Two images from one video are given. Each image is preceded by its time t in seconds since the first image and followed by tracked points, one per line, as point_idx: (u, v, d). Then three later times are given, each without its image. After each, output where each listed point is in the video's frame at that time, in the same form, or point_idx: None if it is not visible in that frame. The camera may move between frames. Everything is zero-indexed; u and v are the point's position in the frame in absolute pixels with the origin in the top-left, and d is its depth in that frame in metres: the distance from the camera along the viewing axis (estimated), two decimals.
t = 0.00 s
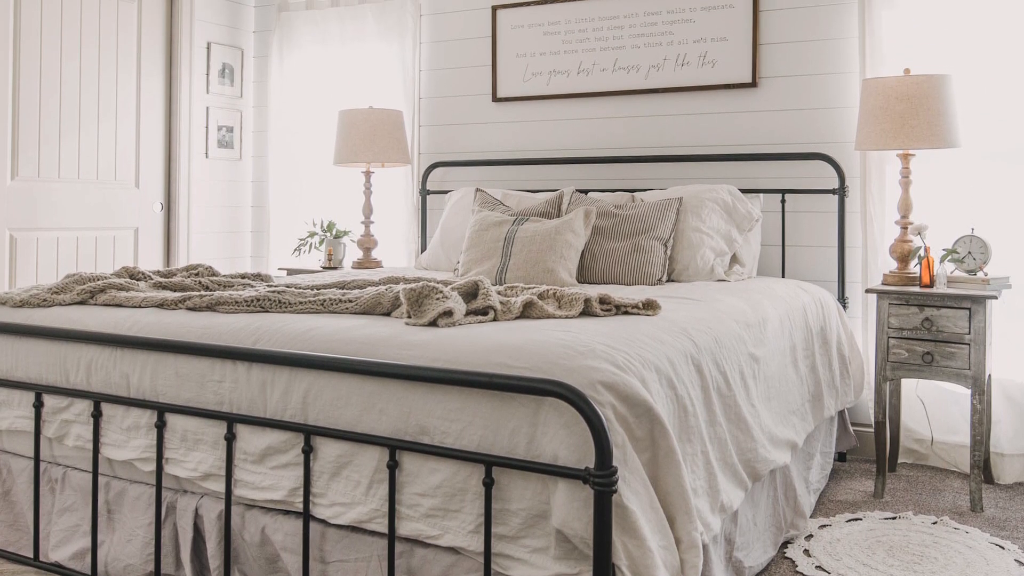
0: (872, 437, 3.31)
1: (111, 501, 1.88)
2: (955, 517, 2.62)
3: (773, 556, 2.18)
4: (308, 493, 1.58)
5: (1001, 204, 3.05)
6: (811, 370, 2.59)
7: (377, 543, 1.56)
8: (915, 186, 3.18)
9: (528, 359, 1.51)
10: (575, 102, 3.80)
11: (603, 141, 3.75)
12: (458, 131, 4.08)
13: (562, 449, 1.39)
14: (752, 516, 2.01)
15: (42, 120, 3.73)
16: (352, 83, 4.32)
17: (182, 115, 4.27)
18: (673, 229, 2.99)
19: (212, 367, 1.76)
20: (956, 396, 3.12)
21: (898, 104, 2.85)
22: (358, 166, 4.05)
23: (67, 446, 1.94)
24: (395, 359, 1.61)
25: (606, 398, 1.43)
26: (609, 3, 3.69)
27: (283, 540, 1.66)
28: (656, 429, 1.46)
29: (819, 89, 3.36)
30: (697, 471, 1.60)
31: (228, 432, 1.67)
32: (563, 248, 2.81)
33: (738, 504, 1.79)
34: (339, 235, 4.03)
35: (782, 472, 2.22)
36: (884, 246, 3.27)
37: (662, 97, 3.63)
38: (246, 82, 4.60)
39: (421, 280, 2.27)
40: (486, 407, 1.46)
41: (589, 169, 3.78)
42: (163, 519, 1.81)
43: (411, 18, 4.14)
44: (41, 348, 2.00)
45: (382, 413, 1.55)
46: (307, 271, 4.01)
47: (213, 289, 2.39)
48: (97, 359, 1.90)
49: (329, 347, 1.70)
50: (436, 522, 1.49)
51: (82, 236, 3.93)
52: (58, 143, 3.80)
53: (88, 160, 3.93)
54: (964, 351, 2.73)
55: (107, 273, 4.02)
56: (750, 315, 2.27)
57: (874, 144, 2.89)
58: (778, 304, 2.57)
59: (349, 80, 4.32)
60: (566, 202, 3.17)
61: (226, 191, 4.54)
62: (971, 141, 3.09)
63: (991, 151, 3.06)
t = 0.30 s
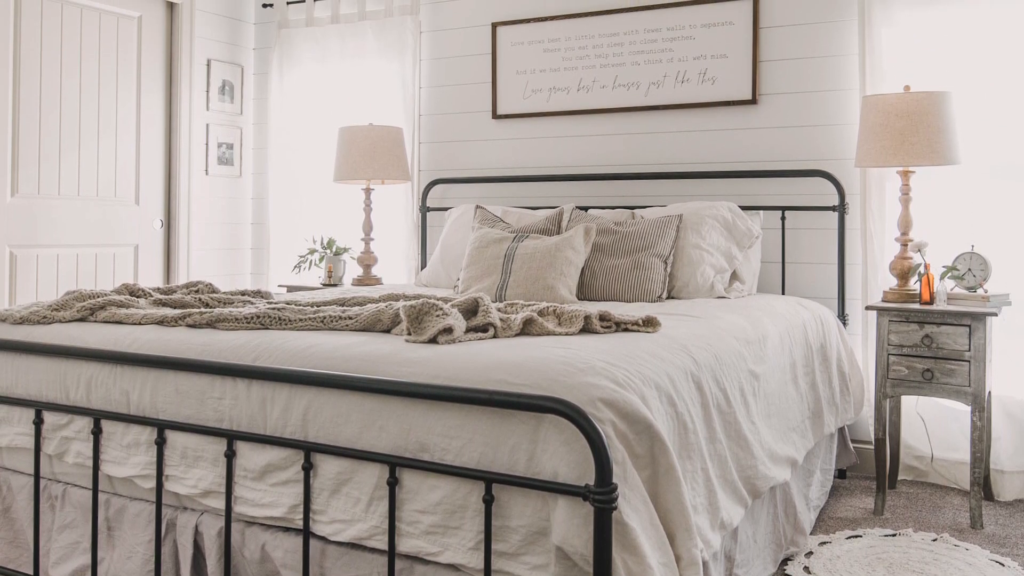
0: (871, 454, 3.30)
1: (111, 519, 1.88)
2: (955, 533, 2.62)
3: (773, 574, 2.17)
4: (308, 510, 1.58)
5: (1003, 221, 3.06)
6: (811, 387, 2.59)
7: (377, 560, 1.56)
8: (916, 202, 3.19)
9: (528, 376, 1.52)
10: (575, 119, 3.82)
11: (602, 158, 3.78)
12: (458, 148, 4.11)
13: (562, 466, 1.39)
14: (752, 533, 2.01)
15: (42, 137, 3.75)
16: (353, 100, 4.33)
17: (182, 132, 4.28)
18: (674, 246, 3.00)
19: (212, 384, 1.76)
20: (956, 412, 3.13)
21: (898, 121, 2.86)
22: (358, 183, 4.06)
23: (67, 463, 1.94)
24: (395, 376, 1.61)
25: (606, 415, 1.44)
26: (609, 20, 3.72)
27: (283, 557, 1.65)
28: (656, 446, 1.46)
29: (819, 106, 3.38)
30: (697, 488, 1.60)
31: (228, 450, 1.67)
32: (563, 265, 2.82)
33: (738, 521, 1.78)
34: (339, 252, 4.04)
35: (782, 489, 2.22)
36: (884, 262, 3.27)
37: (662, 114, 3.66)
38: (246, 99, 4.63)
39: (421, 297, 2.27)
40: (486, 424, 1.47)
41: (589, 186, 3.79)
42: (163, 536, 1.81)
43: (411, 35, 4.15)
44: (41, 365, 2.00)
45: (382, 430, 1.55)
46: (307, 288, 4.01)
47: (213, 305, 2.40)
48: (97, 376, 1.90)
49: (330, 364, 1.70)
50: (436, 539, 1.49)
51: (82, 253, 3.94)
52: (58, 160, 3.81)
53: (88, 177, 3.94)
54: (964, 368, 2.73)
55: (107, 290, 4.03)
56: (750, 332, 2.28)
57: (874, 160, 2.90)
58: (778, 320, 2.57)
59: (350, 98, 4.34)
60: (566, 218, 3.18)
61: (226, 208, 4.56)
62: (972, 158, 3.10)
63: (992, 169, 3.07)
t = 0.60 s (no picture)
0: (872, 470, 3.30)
1: (111, 536, 1.87)
2: (956, 550, 2.61)
3: None
4: (308, 527, 1.58)
5: (1003, 238, 3.07)
6: (811, 404, 2.59)
7: None
8: (916, 219, 3.20)
9: (527, 393, 1.52)
10: (575, 136, 3.85)
11: (603, 175, 3.79)
12: (457, 165, 4.14)
13: (562, 483, 1.39)
14: (752, 550, 2.00)
15: (42, 154, 3.76)
16: (353, 117, 4.35)
17: (182, 149, 4.30)
18: (674, 263, 3.01)
19: (212, 401, 1.76)
20: (956, 429, 3.12)
21: (898, 137, 2.88)
22: (358, 200, 4.08)
23: (67, 480, 1.94)
24: (396, 393, 1.61)
25: (606, 432, 1.44)
26: (609, 37, 3.74)
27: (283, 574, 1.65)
28: (656, 463, 1.46)
29: (819, 122, 3.39)
30: (697, 505, 1.59)
31: (228, 467, 1.67)
32: (563, 282, 2.82)
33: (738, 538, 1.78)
34: (339, 269, 4.05)
35: (782, 506, 2.22)
36: (885, 279, 3.28)
37: (661, 131, 3.68)
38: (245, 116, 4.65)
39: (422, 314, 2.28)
40: (486, 440, 1.47)
41: (589, 204, 3.81)
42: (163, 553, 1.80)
43: (411, 52, 4.17)
44: (41, 382, 2.00)
45: (382, 447, 1.55)
46: (307, 305, 4.02)
47: (213, 322, 2.40)
48: (97, 393, 1.90)
49: (330, 380, 1.70)
50: (436, 556, 1.48)
51: (83, 270, 3.95)
52: (58, 178, 3.83)
53: (88, 193, 3.95)
54: (964, 385, 2.73)
55: (107, 307, 4.04)
56: (750, 349, 2.28)
57: (874, 177, 2.92)
58: (778, 337, 2.58)
59: (349, 114, 4.36)
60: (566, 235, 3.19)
61: (226, 225, 4.58)
62: (973, 175, 3.10)
63: (993, 186, 3.07)
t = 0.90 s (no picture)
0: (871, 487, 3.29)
1: (111, 553, 1.87)
2: (956, 568, 2.60)
3: None
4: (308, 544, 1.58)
5: (1002, 256, 3.08)
6: (811, 422, 2.59)
7: None
8: (916, 236, 3.21)
9: (528, 410, 1.52)
10: (575, 153, 3.87)
11: (603, 192, 3.81)
12: (456, 182, 4.16)
13: (562, 500, 1.39)
14: (752, 567, 1.99)
15: (42, 171, 3.77)
16: (354, 134, 4.37)
17: (182, 166, 4.32)
18: (674, 280, 3.01)
19: (212, 418, 1.77)
20: (956, 446, 3.12)
21: (898, 154, 2.90)
22: (358, 217, 4.09)
23: (67, 497, 1.93)
24: (396, 409, 1.61)
25: (606, 449, 1.44)
26: (609, 54, 3.77)
27: None
28: (657, 480, 1.47)
29: (819, 139, 3.41)
30: (697, 523, 1.59)
31: (228, 484, 1.67)
32: (563, 300, 2.83)
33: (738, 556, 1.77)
34: (339, 286, 4.06)
35: (782, 523, 2.21)
36: (885, 296, 3.28)
37: (661, 148, 3.70)
38: (246, 133, 4.68)
39: (422, 331, 2.28)
40: (486, 457, 1.47)
41: (590, 221, 3.82)
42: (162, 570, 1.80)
43: (411, 69, 4.20)
44: (41, 399, 2.00)
45: (382, 464, 1.55)
46: (307, 321, 4.03)
47: (213, 339, 2.41)
48: (97, 410, 1.91)
49: (330, 397, 1.71)
50: (436, 573, 1.48)
51: (83, 287, 3.96)
52: (58, 195, 3.84)
53: (88, 210, 3.97)
54: (964, 402, 2.73)
55: (107, 324, 4.04)
56: (750, 366, 2.28)
57: (874, 195, 2.93)
58: (778, 354, 2.58)
59: (350, 131, 4.39)
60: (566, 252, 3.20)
61: (226, 242, 4.60)
62: (973, 193, 3.11)
63: (993, 204, 3.08)
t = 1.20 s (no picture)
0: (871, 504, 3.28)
1: (110, 570, 1.87)
2: None
3: None
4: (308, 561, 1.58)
5: (1002, 273, 3.08)
6: (811, 439, 2.59)
7: None
8: (916, 254, 3.22)
9: (528, 427, 1.52)
10: (574, 171, 3.89)
11: (603, 209, 3.83)
12: (456, 199, 4.19)
13: (562, 517, 1.39)
14: None
15: (42, 188, 3.77)
16: (354, 151, 4.39)
17: (182, 183, 4.34)
18: (674, 297, 3.02)
19: (212, 435, 1.77)
20: (956, 463, 3.11)
21: (898, 172, 2.91)
22: (359, 234, 4.10)
23: (67, 514, 1.93)
24: (396, 426, 1.62)
25: (606, 466, 1.44)
26: (609, 72, 3.79)
27: None
28: (656, 497, 1.47)
29: (819, 156, 3.43)
30: (697, 540, 1.59)
31: (228, 501, 1.67)
32: (563, 316, 2.84)
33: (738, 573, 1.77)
34: (339, 303, 4.07)
35: (782, 540, 2.21)
36: (885, 313, 3.29)
37: (661, 165, 3.72)
38: (246, 150, 4.72)
39: (422, 347, 2.29)
40: (486, 474, 1.47)
41: (590, 238, 3.84)
42: None
43: (411, 86, 4.23)
44: (41, 416, 2.01)
45: (382, 481, 1.55)
46: (307, 338, 4.03)
47: (213, 356, 2.42)
48: (97, 427, 1.91)
49: (330, 414, 1.71)
50: None
51: (83, 304, 3.95)
52: (58, 212, 3.83)
53: (88, 227, 3.97)
54: (963, 419, 2.73)
55: (106, 341, 4.04)
56: (750, 383, 2.28)
57: (874, 212, 2.95)
58: (778, 371, 2.59)
59: (349, 147, 4.41)
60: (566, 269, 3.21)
61: (226, 259, 4.61)
62: (973, 210, 3.12)
63: (993, 221, 3.09)
